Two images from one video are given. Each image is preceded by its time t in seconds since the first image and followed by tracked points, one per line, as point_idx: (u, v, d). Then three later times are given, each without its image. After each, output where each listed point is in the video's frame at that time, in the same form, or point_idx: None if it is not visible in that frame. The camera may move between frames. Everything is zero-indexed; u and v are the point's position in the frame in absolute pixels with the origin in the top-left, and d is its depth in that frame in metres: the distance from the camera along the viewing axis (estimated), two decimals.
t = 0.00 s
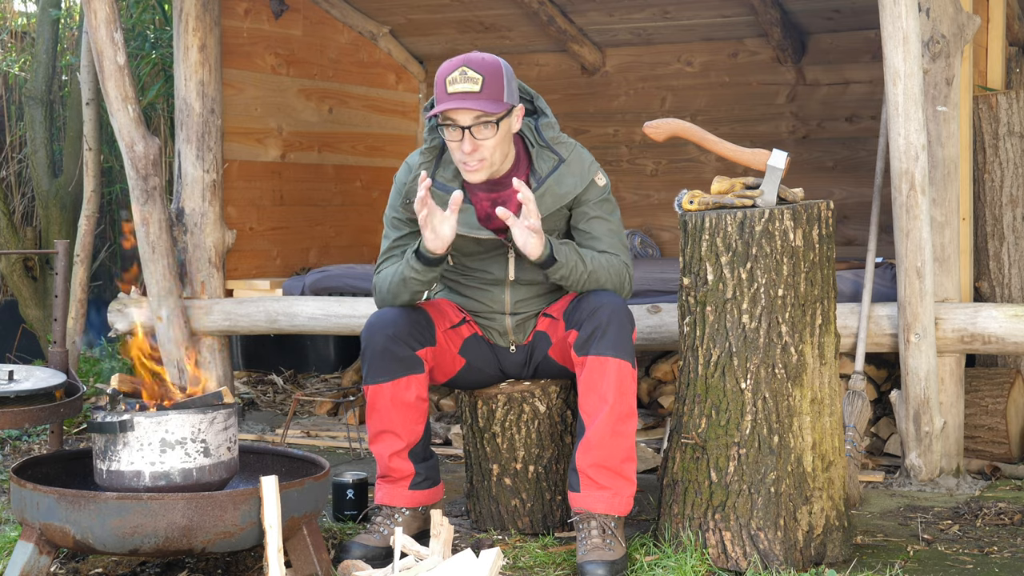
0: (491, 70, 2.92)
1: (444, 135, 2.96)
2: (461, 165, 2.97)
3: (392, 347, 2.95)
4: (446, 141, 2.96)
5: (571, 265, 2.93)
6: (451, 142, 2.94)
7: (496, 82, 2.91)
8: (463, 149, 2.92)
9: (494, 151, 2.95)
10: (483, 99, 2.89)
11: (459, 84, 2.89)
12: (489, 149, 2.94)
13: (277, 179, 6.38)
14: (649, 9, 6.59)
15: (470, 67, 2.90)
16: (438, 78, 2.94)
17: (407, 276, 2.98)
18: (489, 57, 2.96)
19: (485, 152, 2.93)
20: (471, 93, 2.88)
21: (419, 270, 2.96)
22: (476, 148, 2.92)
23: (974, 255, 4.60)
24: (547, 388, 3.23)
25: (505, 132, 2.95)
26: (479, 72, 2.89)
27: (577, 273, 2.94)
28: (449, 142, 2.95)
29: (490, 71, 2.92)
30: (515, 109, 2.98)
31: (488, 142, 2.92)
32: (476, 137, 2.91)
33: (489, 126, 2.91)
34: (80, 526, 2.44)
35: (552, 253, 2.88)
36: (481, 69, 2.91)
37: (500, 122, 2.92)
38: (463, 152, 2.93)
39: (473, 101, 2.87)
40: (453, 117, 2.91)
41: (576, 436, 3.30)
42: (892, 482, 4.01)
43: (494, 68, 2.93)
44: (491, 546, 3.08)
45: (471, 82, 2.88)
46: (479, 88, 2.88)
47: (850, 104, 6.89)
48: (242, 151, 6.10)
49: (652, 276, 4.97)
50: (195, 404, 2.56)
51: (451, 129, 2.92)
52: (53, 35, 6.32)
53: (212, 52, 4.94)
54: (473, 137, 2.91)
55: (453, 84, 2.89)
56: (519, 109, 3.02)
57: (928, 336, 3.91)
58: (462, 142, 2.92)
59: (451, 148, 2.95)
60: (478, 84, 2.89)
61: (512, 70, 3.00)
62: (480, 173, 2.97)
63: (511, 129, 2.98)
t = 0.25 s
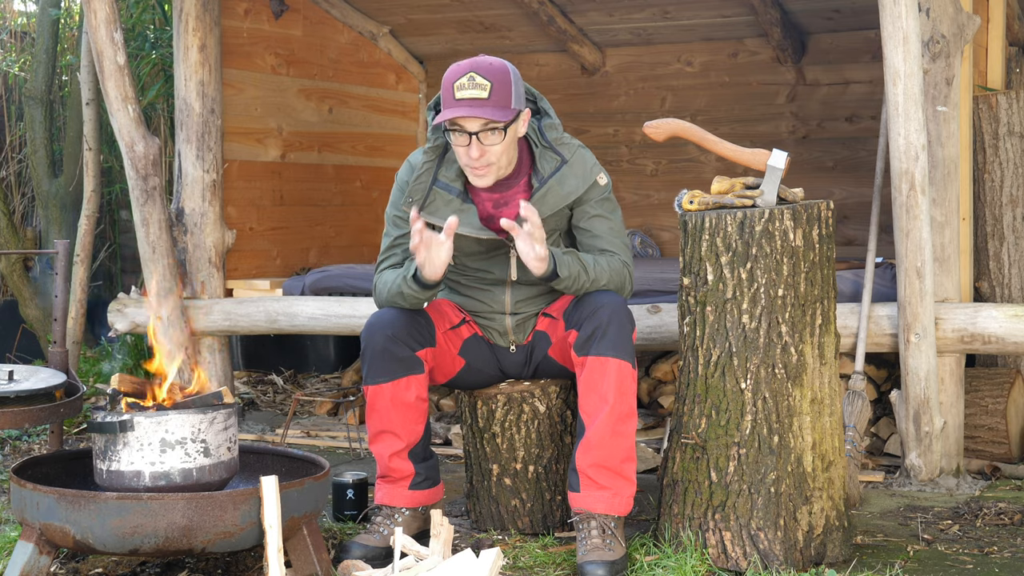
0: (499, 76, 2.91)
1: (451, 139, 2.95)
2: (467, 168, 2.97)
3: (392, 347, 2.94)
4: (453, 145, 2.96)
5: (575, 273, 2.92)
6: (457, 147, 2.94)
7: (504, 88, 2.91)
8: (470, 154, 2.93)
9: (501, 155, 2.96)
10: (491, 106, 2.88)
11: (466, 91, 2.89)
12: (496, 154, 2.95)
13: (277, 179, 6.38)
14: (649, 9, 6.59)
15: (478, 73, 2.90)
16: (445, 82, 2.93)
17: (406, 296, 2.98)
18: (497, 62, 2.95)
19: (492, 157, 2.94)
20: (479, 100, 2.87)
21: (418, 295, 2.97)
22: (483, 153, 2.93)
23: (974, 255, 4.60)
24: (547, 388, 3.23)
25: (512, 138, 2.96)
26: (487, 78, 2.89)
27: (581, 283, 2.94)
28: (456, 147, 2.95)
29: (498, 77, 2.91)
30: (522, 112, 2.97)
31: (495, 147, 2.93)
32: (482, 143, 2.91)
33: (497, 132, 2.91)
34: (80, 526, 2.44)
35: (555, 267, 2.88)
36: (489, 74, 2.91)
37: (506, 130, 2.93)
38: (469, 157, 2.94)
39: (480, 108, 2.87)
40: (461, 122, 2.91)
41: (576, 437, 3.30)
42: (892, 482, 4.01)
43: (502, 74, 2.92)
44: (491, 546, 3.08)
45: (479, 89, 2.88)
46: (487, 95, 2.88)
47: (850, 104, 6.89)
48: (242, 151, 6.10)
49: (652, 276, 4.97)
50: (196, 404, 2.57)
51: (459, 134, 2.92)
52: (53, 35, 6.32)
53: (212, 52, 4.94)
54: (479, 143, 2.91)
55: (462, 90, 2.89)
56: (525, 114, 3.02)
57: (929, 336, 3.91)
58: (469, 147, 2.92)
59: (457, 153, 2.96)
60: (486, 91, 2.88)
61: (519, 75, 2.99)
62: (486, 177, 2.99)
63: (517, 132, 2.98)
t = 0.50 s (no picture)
0: (484, 38, 2.93)
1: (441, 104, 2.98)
2: (459, 134, 2.98)
3: (395, 346, 2.95)
4: (442, 109, 2.98)
5: (563, 275, 2.92)
6: (446, 109, 2.96)
7: (489, 49, 2.93)
8: (459, 113, 2.94)
9: (491, 118, 2.95)
10: (478, 63, 2.90)
11: (452, 51, 2.90)
12: (486, 115, 2.94)
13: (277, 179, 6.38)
14: (649, 9, 6.59)
15: (462, 35, 2.92)
16: (431, 50, 2.95)
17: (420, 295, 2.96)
18: (482, 29, 2.97)
19: (482, 116, 2.94)
20: (464, 59, 2.89)
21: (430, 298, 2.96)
22: (472, 112, 2.93)
23: (974, 255, 4.60)
24: (548, 388, 3.23)
25: (500, 96, 2.96)
26: (471, 39, 2.90)
27: (571, 283, 2.94)
28: (445, 110, 2.97)
29: (483, 38, 2.93)
30: (510, 78, 2.99)
31: (484, 107, 2.93)
32: (471, 101, 2.92)
33: (483, 90, 2.92)
34: (80, 526, 2.44)
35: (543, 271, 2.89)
36: (474, 37, 2.92)
37: (494, 87, 2.94)
38: (459, 117, 2.95)
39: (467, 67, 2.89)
40: (448, 83, 2.93)
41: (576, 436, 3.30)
42: (892, 482, 4.01)
43: (487, 38, 2.95)
44: (491, 546, 3.08)
45: (464, 49, 2.89)
46: (472, 53, 2.89)
47: (850, 104, 6.89)
48: (242, 151, 6.10)
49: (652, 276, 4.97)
50: (195, 404, 2.57)
51: (446, 95, 2.94)
52: (53, 35, 6.32)
53: (212, 52, 4.94)
54: (468, 101, 2.93)
55: (447, 52, 2.90)
56: (514, 81, 3.03)
57: (928, 336, 3.91)
58: (457, 107, 2.94)
59: (447, 116, 2.97)
60: (470, 50, 2.90)
61: (506, 42, 3.01)
62: (478, 139, 2.97)
63: (507, 96, 2.99)
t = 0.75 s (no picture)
0: (475, 27, 3.01)
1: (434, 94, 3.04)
2: (450, 121, 3.02)
3: (387, 346, 2.95)
4: (435, 98, 3.04)
5: (555, 285, 2.92)
6: (439, 97, 3.02)
7: (479, 36, 3.00)
8: (450, 98, 2.99)
9: (481, 103, 2.99)
10: (467, 48, 2.97)
11: (442, 39, 2.98)
12: (476, 100, 2.98)
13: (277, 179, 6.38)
14: (649, 9, 6.59)
15: (452, 24, 3.00)
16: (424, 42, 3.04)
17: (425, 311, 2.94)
18: (474, 20, 3.05)
19: (472, 101, 2.98)
20: (453, 44, 2.96)
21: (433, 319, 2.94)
22: (462, 97, 2.98)
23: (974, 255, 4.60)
24: (547, 388, 3.23)
25: (491, 84, 3.01)
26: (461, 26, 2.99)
27: (564, 289, 2.94)
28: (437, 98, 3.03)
29: (473, 27, 3.01)
30: (502, 67, 3.05)
31: (474, 91, 2.98)
32: (461, 86, 2.98)
33: (473, 75, 2.98)
34: (80, 526, 2.44)
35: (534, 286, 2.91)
36: (464, 25, 3.00)
37: (484, 72, 3.00)
38: (450, 103, 3.00)
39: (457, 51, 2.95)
40: (439, 70, 3.01)
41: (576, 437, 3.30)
42: (892, 482, 4.01)
43: (477, 27, 3.02)
44: (492, 546, 3.08)
45: (454, 35, 2.97)
46: (461, 38, 2.97)
47: (850, 104, 6.89)
48: (242, 151, 6.10)
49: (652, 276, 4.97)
50: (196, 404, 2.57)
51: (438, 82, 3.01)
52: (53, 35, 6.32)
53: (213, 52, 4.94)
54: (458, 86, 2.98)
55: (438, 40, 2.98)
56: (507, 71, 3.09)
57: (928, 336, 3.91)
58: (448, 92, 2.99)
59: (440, 104, 3.03)
60: (460, 36, 2.97)
61: (498, 34, 3.08)
62: (469, 124, 3.00)
63: (500, 85, 3.04)
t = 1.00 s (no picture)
0: (488, 36, 2.99)
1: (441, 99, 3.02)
2: (455, 129, 3.01)
3: (388, 347, 2.94)
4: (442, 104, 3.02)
5: (556, 289, 2.93)
6: (445, 103, 3.00)
7: (492, 46, 2.98)
8: (457, 107, 2.98)
9: (488, 115, 2.98)
10: (478, 59, 2.95)
11: (455, 46, 2.96)
12: (483, 112, 2.98)
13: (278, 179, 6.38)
14: (649, 9, 6.59)
15: (466, 31, 2.98)
16: (436, 45, 3.01)
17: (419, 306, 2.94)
18: (488, 27, 3.03)
19: (479, 113, 2.97)
20: (465, 53, 2.94)
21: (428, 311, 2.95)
22: (469, 108, 2.97)
23: (974, 255, 4.60)
24: (547, 388, 3.23)
25: (499, 95, 3.00)
26: (475, 35, 2.96)
27: (567, 294, 2.95)
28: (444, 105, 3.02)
29: (487, 36, 2.99)
30: (513, 78, 3.04)
31: (482, 103, 2.97)
32: (469, 96, 2.97)
33: (482, 87, 2.97)
34: (80, 526, 2.44)
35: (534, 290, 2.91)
36: (478, 33, 2.98)
37: (493, 84, 2.99)
38: (456, 111, 2.99)
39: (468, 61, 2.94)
40: (449, 77, 3.00)
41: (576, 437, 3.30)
42: (892, 482, 4.01)
43: (491, 36, 3.00)
44: (491, 546, 3.08)
45: (467, 44, 2.95)
46: (474, 48, 2.95)
47: (850, 104, 6.89)
48: (242, 151, 6.10)
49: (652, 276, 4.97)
50: (196, 404, 2.57)
51: (446, 89, 3.00)
52: (53, 35, 6.32)
53: (213, 52, 4.94)
54: (466, 96, 2.97)
55: (450, 46, 2.96)
56: (516, 82, 3.08)
57: (929, 336, 3.91)
58: (456, 101, 2.98)
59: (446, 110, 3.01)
60: (473, 46, 2.95)
61: (511, 43, 3.06)
62: (474, 134, 2.99)
63: (508, 96, 3.04)
